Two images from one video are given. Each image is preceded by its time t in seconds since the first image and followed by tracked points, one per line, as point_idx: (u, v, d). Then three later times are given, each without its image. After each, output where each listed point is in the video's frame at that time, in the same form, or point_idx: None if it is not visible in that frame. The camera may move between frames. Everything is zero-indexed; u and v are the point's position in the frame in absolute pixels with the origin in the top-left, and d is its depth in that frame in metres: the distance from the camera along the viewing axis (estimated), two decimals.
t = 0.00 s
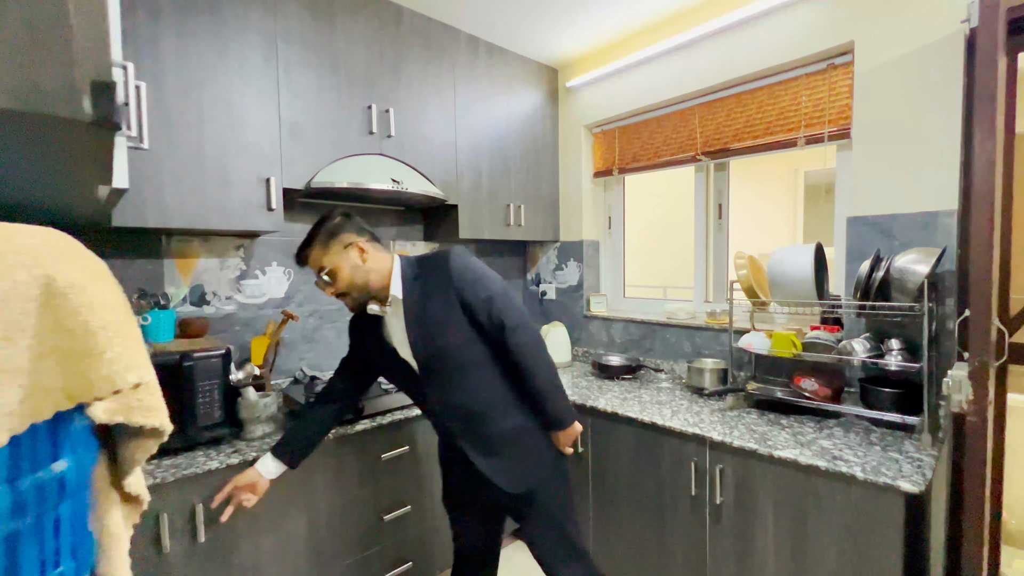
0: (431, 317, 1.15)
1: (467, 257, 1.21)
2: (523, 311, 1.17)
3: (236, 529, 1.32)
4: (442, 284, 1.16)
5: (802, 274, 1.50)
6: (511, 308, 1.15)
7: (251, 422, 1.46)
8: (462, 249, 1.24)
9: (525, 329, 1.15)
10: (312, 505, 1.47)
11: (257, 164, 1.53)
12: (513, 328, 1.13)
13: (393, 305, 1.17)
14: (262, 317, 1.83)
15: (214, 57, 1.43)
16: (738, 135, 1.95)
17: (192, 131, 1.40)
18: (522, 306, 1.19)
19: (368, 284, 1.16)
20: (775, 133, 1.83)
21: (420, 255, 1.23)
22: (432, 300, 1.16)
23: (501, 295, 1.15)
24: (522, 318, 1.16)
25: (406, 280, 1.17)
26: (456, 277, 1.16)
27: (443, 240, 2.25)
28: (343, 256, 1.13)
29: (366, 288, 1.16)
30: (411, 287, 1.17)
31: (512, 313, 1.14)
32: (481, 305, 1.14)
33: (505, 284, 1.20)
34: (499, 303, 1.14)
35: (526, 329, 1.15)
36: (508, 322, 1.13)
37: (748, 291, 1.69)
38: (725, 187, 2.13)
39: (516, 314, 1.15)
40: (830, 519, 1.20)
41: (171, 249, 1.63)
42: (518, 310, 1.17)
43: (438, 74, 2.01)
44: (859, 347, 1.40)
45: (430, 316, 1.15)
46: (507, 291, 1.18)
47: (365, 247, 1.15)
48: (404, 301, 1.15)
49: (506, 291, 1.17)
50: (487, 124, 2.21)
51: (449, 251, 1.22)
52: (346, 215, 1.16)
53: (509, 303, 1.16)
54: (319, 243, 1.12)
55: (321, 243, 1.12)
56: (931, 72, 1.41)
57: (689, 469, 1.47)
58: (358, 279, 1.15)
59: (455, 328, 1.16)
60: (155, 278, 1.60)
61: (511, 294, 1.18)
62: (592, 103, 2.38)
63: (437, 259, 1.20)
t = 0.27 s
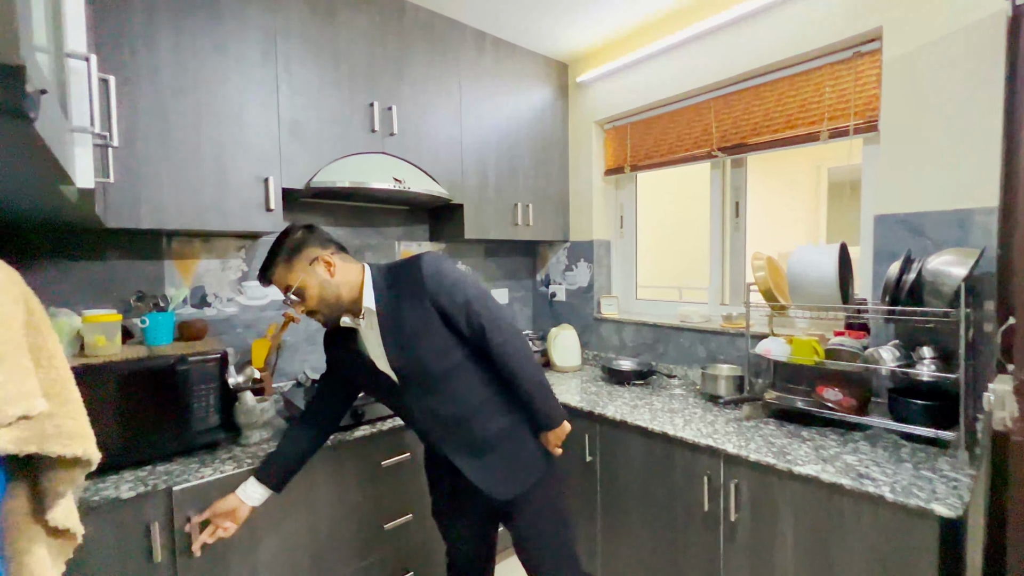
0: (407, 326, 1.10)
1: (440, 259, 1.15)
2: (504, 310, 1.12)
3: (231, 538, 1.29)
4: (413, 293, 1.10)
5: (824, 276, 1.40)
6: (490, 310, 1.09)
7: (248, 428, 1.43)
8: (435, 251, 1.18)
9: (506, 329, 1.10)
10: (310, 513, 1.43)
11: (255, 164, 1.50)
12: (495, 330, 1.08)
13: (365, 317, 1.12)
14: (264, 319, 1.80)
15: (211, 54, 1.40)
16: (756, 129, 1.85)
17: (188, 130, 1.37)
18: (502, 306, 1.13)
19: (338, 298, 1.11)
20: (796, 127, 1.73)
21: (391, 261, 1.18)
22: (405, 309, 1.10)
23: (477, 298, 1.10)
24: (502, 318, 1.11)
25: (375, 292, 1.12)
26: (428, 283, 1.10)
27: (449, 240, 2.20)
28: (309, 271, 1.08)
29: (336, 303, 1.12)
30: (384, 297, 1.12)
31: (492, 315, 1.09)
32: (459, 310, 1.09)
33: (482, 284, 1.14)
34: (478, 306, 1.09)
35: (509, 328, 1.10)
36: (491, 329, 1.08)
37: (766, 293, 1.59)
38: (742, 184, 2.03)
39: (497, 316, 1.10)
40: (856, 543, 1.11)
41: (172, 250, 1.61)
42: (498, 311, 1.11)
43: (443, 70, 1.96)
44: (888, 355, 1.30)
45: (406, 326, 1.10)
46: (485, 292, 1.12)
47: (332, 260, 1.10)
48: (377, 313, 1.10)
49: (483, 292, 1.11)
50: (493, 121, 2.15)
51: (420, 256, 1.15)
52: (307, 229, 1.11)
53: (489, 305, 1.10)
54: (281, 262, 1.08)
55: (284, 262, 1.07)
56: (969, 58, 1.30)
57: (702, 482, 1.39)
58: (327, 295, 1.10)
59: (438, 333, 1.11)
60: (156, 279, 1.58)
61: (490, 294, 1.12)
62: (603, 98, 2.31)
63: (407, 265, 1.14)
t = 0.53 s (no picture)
0: (398, 332, 1.07)
1: (435, 262, 1.12)
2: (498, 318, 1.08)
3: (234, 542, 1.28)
4: (406, 298, 1.08)
5: (853, 279, 1.32)
6: (483, 319, 1.05)
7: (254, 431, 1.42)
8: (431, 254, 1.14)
9: (500, 340, 1.06)
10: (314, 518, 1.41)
11: (262, 165, 1.49)
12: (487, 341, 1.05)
13: (361, 317, 1.12)
14: (274, 320, 1.80)
15: (217, 56, 1.40)
16: (780, 124, 1.76)
17: (194, 132, 1.37)
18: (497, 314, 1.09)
19: (333, 298, 1.11)
20: (822, 121, 1.64)
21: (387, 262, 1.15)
22: (396, 315, 1.08)
23: (471, 307, 1.06)
24: (496, 327, 1.07)
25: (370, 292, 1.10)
26: (420, 288, 1.07)
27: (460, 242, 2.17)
28: (304, 272, 1.08)
29: (331, 303, 1.11)
30: (379, 300, 1.10)
31: (485, 324, 1.05)
32: (451, 318, 1.05)
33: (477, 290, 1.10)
34: (471, 314, 1.05)
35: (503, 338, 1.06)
36: (482, 341, 1.04)
37: (789, 298, 1.51)
38: (765, 182, 1.94)
39: (490, 325, 1.06)
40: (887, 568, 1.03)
41: (183, 252, 1.62)
42: (493, 319, 1.07)
43: (453, 68, 1.93)
44: (923, 366, 1.21)
45: (396, 331, 1.08)
46: (480, 299, 1.08)
47: (327, 260, 1.09)
48: (372, 316, 1.09)
49: (477, 300, 1.07)
50: (505, 119, 2.11)
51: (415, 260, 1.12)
52: (303, 228, 1.11)
53: (482, 313, 1.06)
54: (277, 261, 1.08)
55: (280, 260, 1.08)
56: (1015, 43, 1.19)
57: (718, 496, 1.32)
58: (322, 294, 1.10)
59: (430, 340, 1.08)
60: (167, 281, 1.59)
61: (484, 302, 1.08)
62: (619, 94, 2.24)
63: (401, 268, 1.12)
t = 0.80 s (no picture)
0: (406, 332, 1.06)
1: (447, 263, 1.11)
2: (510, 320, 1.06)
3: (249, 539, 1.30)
4: (417, 298, 1.07)
5: (884, 282, 1.25)
6: (495, 320, 1.04)
7: (269, 430, 1.44)
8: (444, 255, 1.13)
9: (511, 342, 1.04)
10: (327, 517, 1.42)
11: (278, 167, 1.50)
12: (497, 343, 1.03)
13: (372, 319, 1.10)
14: (291, 320, 1.82)
15: (233, 59, 1.42)
16: (806, 119, 1.69)
17: (212, 135, 1.39)
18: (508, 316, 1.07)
19: (343, 299, 1.09)
20: (851, 115, 1.56)
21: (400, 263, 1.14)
22: (406, 314, 1.07)
23: (482, 308, 1.04)
24: (508, 329, 1.05)
25: (382, 294, 1.09)
26: (431, 289, 1.06)
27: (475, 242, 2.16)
28: (315, 270, 1.05)
29: (340, 303, 1.09)
30: (390, 301, 1.09)
31: (496, 325, 1.03)
32: (462, 319, 1.04)
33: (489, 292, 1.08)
34: (481, 315, 1.03)
35: (514, 340, 1.04)
36: (492, 343, 1.03)
37: (815, 299, 1.44)
38: (790, 180, 1.86)
39: (501, 326, 1.04)
40: None
41: (203, 253, 1.65)
42: (505, 321, 1.06)
43: (468, 67, 1.92)
44: (962, 373, 1.13)
45: (406, 331, 1.07)
46: (491, 301, 1.07)
47: (338, 259, 1.07)
48: (383, 317, 1.08)
49: (489, 301, 1.06)
50: (521, 118, 2.08)
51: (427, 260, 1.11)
52: (315, 226, 1.08)
53: (494, 315, 1.05)
54: (288, 258, 1.05)
55: (291, 259, 1.05)
56: None
57: (737, 506, 1.28)
58: (332, 294, 1.07)
59: (440, 340, 1.07)
60: (188, 281, 1.63)
61: (496, 304, 1.06)
62: (637, 91, 2.19)
63: (413, 269, 1.11)
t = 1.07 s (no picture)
0: (425, 337, 1.07)
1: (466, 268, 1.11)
2: (526, 326, 1.06)
3: (270, 536, 1.33)
4: (435, 301, 1.08)
5: (915, 288, 1.20)
6: (513, 326, 1.04)
7: (290, 430, 1.47)
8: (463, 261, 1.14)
9: (527, 347, 1.04)
10: (346, 518, 1.44)
11: (300, 173, 1.53)
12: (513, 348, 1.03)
13: (386, 322, 1.13)
14: (312, 322, 1.86)
15: (258, 68, 1.45)
16: (833, 119, 1.64)
17: (237, 143, 1.43)
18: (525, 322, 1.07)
19: (364, 291, 1.11)
20: (881, 114, 1.51)
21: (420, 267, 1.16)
22: (423, 318, 1.08)
23: (499, 313, 1.04)
24: (524, 334, 1.05)
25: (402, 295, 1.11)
26: (449, 293, 1.06)
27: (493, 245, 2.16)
28: (351, 254, 1.09)
29: (360, 295, 1.12)
30: (409, 303, 1.10)
31: (513, 331, 1.03)
32: (479, 324, 1.04)
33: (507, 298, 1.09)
34: (499, 320, 1.03)
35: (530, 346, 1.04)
36: (508, 348, 1.02)
37: (842, 306, 1.41)
38: (816, 181, 1.81)
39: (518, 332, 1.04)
40: None
41: (228, 257, 1.70)
42: (522, 327, 1.05)
43: (486, 71, 1.92)
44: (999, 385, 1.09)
45: (423, 334, 1.07)
46: (509, 306, 1.07)
47: (377, 251, 1.12)
48: (399, 319, 1.09)
49: (506, 306, 1.06)
50: (539, 121, 2.08)
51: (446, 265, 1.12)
52: (358, 216, 1.12)
53: (511, 320, 1.05)
54: (328, 232, 1.07)
55: (331, 235, 1.07)
56: None
57: (758, 517, 1.25)
58: (356, 283, 1.10)
59: (456, 344, 1.07)
60: (214, 284, 1.67)
61: (513, 309, 1.06)
62: (657, 92, 2.17)
63: (431, 274, 1.12)
